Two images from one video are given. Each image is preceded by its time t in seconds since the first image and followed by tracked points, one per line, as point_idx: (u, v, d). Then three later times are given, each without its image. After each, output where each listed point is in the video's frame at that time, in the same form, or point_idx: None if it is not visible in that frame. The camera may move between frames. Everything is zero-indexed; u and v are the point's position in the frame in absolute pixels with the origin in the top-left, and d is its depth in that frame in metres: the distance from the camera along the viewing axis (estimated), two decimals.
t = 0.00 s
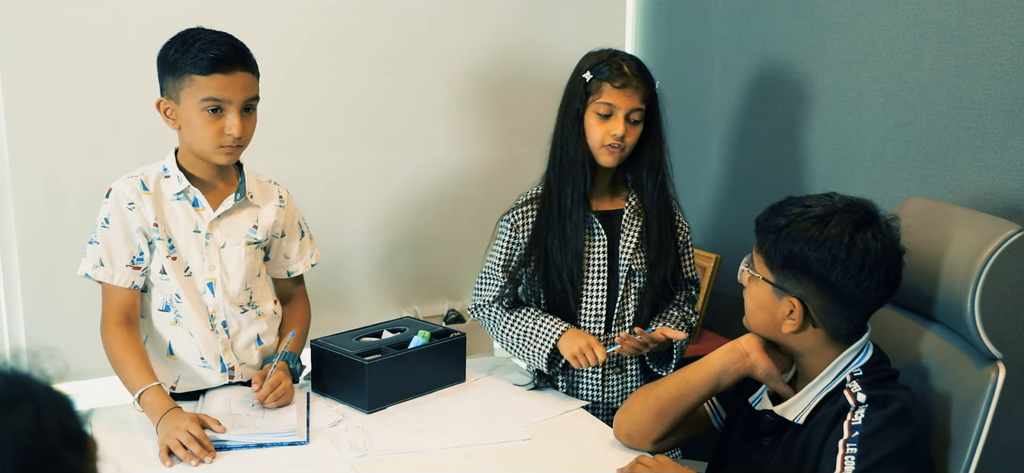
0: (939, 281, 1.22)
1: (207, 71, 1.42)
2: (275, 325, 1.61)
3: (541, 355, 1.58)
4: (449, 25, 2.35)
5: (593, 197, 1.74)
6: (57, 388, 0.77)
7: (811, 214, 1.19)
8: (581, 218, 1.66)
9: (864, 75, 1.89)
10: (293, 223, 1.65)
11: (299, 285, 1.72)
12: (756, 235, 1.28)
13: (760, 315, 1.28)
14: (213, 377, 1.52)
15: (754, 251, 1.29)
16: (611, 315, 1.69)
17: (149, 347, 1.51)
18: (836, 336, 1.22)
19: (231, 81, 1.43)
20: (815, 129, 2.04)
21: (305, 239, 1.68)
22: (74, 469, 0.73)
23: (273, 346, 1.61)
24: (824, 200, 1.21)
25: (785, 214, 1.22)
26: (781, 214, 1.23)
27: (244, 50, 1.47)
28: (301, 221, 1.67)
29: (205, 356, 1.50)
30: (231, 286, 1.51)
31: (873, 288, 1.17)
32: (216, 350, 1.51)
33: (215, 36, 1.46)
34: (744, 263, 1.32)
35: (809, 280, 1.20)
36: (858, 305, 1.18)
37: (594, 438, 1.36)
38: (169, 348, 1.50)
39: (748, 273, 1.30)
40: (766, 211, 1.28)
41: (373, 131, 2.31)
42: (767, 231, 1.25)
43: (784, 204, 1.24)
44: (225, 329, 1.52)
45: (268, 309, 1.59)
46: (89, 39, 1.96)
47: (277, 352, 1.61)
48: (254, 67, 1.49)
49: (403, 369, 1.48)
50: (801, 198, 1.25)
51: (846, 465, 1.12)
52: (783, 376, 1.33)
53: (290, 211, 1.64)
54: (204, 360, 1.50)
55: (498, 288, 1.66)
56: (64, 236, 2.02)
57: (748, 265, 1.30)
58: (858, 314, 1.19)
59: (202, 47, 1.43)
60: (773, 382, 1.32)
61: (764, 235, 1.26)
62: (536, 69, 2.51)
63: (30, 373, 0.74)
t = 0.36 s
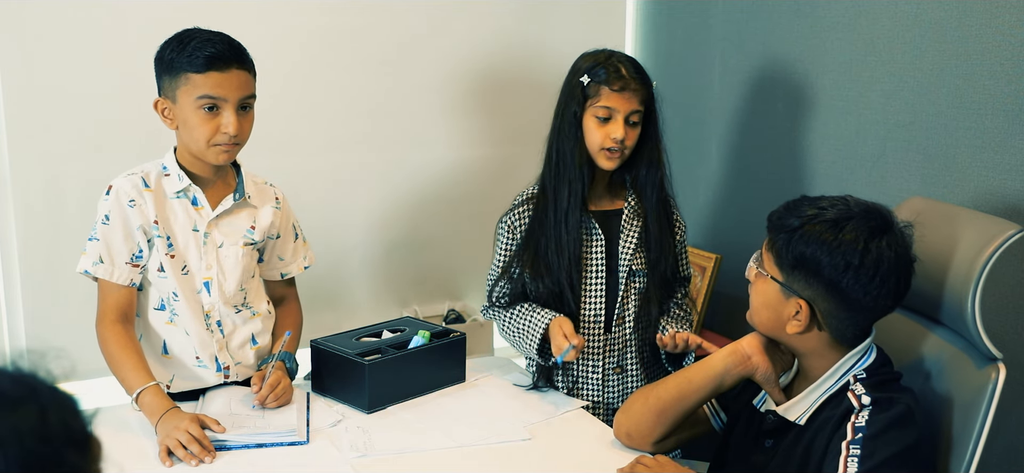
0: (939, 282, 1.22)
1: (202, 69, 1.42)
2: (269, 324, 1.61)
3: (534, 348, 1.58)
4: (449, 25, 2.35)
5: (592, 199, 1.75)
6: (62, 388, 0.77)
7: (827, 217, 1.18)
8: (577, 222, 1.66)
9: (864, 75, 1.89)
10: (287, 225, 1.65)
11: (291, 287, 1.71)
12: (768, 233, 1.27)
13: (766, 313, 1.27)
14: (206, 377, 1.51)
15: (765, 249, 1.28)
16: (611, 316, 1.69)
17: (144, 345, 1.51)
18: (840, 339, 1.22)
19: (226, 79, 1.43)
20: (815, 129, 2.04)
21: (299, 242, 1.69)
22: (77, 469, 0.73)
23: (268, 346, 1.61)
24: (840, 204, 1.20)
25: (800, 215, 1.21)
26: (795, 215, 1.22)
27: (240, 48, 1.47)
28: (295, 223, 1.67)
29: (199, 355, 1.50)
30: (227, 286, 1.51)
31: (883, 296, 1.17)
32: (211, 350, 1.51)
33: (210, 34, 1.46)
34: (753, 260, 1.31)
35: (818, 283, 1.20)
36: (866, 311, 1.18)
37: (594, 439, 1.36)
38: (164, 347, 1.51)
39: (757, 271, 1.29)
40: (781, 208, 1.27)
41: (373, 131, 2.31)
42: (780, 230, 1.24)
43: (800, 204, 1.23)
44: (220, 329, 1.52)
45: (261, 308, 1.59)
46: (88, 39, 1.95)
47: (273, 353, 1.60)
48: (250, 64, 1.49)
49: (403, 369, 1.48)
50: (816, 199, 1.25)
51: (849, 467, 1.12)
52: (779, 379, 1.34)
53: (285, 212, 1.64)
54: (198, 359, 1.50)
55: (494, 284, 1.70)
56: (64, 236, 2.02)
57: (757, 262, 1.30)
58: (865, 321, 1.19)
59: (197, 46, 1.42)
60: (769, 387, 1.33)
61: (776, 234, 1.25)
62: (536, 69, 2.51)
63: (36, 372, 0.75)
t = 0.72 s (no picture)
0: (940, 283, 1.22)
1: (202, 68, 1.42)
2: (274, 321, 1.62)
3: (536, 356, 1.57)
4: (449, 25, 2.35)
5: (591, 200, 1.75)
6: (64, 388, 0.77)
7: (822, 218, 1.19)
8: (576, 225, 1.66)
9: (864, 75, 1.89)
10: (288, 221, 1.65)
11: (294, 283, 1.71)
12: (764, 236, 1.27)
13: (765, 316, 1.27)
14: (214, 377, 1.52)
15: (761, 251, 1.28)
16: (610, 317, 1.69)
17: (152, 346, 1.50)
18: (840, 339, 1.22)
19: (227, 77, 1.43)
20: (815, 129, 2.04)
21: (302, 238, 1.69)
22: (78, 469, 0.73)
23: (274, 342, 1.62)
24: (835, 204, 1.20)
25: (796, 216, 1.21)
26: (791, 216, 1.22)
27: (239, 47, 1.47)
28: (297, 219, 1.67)
29: (207, 354, 1.50)
30: (234, 283, 1.52)
31: (881, 295, 1.17)
32: (218, 348, 1.52)
33: (210, 33, 1.46)
34: (750, 263, 1.31)
35: (816, 284, 1.20)
36: (865, 310, 1.18)
37: (594, 439, 1.36)
38: (172, 347, 1.50)
39: (755, 273, 1.29)
40: (774, 211, 1.27)
41: (373, 131, 2.31)
42: (776, 231, 1.24)
43: (795, 205, 1.23)
44: (227, 327, 1.53)
45: (266, 304, 1.61)
46: (88, 39, 1.95)
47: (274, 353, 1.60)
48: (250, 63, 1.49)
49: (403, 369, 1.48)
50: (811, 200, 1.25)
51: (849, 467, 1.12)
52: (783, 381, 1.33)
53: (287, 209, 1.64)
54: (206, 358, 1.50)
55: (496, 291, 1.70)
56: (64, 236, 2.02)
57: (754, 265, 1.30)
58: (864, 320, 1.20)
59: (197, 45, 1.43)
60: (774, 391, 1.32)
61: (773, 236, 1.25)
62: (536, 68, 2.51)
63: (37, 372, 0.75)
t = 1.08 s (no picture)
0: (941, 284, 1.22)
1: (207, 67, 1.42)
2: (275, 320, 1.62)
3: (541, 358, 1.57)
4: (449, 25, 2.35)
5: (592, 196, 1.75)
6: (62, 388, 0.77)
7: (837, 223, 1.17)
8: (579, 219, 1.66)
9: (864, 75, 1.89)
10: (288, 221, 1.65)
11: (293, 283, 1.71)
12: (777, 231, 1.26)
13: (768, 312, 1.27)
14: (219, 376, 1.52)
15: (771, 245, 1.28)
16: (613, 314, 1.70)
17: (155, 345, 1.51)
18: (841, 343, 1.22)
19: (231, 77, 1.43)
20: (816, 129, 2.04)
21: (301, 238, 1.69)
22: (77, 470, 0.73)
23: (275, 342, 1.62)
24: (852, 209, 1.18)
25: (811, 217, 1.20)
26: (806, 217, 1.21)
27: (243, 47, 1.47)
28: (297, 218, 1.68)
29: (211, 353, 1.50)
30: (236, 283, 1.52)
31: (887, 307, 1.17)
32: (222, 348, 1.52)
33: (214, 33, 1.46)
34: (759, 255, 1.31)
35: (824, 287, 1.19)
36: (869, 319, 1.18)
37: (594, 439, 1.36)
38: (174, 346, 1.50)
39: (762, 268, 1.29)
40: (791, 207, 1.26)
41: (373, 131, 2.31)
42: (789, 230, 1.23)
43: (811, 205, 1.22)
44: (230, 326, 1.53)
45: (268, 304, 1.61)
46: (88, 39, 1.95)
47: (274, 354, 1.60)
48: (254, 62, 1.49)
49: (403, 369, 1.48)
50: (828, 201, 1.23)
51: (846, 466, 1.12)
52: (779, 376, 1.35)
53: (288, 209, 1.65)
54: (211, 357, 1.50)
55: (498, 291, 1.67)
56: (64, 236, 2.02)
57: (762, 259, 1.30)
58: (867, 328, 1.19)
59: (202, 44, 1.43)
60: (768, 379, 1.33)
61: (786, 234, 1.23)
62: (536, 67, 2.51)
63: (35, 372, 0.75)
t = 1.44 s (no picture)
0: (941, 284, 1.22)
1: (218, 67, 1.42)
2: (274, 321, 1.62)
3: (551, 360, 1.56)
4: (449, 25, 2.35)
5: (591, 196, 1.75)
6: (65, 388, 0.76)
7: (853, 219, 1.17)
8: (578, 217, 1.66)
9: (864, 75, 1.89)
10: (286, 222, 1.66)
11: (290, 284, 1.70)
12: (791, 230, 1.26)
13: (781, 313, 1.26)
14: (218, 376, 1.52)
15: (785, 244, 1.27)
16: (617, 315, 1.70)
17: (154, 346, 1.50)
18: (854, 343, 1.22)
19: (241, 78, 1.44)
20: (816, 129, 2.04)
21: (298, 239, 1.69)
22: None
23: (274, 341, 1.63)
24: (868, 206, 1.18)
25: (826, 214, 1.20)
26: (821, 214, 1.21)
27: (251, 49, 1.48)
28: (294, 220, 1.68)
29: (210, 353, 1.50)
30: (234, 283, 1.52)
31: (905, 304, 1.16)
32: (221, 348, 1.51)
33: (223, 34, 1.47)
34: (772, 257, 1.30)
35: (840, 285, 1.19)
36: (886, 316, 1.17)
37: (595, 439, 1.36)
38: (174, 347, 1.50)
39: (776, 269, 1.28)
40: (805, 206, 1.25)
41: (373, 131, 2.31)
42: (803, 228, 1.23)
43: (825, 204, 1.22)
44: (228, 327, 1.53)
45: (265, 304, 1.61)
46: (87, 39, 1.95)
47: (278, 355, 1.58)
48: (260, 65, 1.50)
49: (403, 369, 1.48)
50: (843, 200, 1.23)
51: (850, 467, 1.12)
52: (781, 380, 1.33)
53: (285, 209, 1.65)
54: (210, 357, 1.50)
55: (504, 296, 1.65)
56: (64, 236, 2.02)
57: (776, 260, 1.29)
58: (883, 325, 1.19)
59: (212, 45, 1.43)
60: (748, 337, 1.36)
61: (800, 232, 1.23)
62: (536, 66, 2.50)
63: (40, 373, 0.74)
